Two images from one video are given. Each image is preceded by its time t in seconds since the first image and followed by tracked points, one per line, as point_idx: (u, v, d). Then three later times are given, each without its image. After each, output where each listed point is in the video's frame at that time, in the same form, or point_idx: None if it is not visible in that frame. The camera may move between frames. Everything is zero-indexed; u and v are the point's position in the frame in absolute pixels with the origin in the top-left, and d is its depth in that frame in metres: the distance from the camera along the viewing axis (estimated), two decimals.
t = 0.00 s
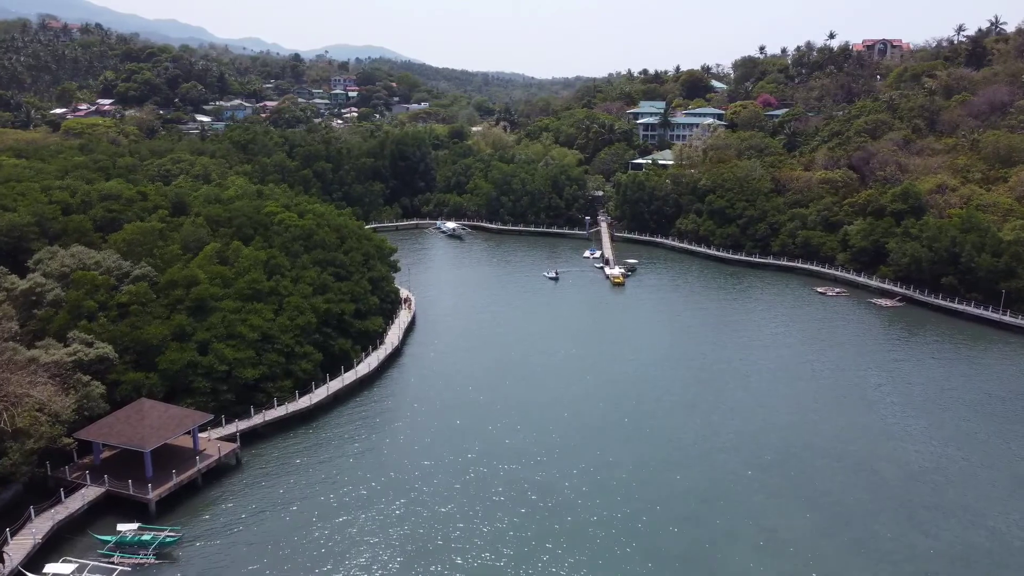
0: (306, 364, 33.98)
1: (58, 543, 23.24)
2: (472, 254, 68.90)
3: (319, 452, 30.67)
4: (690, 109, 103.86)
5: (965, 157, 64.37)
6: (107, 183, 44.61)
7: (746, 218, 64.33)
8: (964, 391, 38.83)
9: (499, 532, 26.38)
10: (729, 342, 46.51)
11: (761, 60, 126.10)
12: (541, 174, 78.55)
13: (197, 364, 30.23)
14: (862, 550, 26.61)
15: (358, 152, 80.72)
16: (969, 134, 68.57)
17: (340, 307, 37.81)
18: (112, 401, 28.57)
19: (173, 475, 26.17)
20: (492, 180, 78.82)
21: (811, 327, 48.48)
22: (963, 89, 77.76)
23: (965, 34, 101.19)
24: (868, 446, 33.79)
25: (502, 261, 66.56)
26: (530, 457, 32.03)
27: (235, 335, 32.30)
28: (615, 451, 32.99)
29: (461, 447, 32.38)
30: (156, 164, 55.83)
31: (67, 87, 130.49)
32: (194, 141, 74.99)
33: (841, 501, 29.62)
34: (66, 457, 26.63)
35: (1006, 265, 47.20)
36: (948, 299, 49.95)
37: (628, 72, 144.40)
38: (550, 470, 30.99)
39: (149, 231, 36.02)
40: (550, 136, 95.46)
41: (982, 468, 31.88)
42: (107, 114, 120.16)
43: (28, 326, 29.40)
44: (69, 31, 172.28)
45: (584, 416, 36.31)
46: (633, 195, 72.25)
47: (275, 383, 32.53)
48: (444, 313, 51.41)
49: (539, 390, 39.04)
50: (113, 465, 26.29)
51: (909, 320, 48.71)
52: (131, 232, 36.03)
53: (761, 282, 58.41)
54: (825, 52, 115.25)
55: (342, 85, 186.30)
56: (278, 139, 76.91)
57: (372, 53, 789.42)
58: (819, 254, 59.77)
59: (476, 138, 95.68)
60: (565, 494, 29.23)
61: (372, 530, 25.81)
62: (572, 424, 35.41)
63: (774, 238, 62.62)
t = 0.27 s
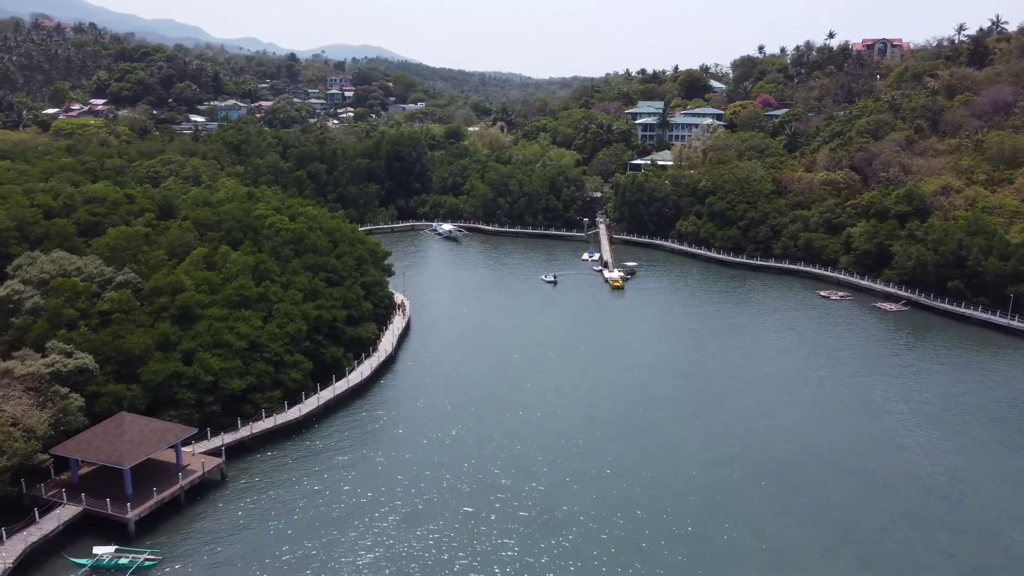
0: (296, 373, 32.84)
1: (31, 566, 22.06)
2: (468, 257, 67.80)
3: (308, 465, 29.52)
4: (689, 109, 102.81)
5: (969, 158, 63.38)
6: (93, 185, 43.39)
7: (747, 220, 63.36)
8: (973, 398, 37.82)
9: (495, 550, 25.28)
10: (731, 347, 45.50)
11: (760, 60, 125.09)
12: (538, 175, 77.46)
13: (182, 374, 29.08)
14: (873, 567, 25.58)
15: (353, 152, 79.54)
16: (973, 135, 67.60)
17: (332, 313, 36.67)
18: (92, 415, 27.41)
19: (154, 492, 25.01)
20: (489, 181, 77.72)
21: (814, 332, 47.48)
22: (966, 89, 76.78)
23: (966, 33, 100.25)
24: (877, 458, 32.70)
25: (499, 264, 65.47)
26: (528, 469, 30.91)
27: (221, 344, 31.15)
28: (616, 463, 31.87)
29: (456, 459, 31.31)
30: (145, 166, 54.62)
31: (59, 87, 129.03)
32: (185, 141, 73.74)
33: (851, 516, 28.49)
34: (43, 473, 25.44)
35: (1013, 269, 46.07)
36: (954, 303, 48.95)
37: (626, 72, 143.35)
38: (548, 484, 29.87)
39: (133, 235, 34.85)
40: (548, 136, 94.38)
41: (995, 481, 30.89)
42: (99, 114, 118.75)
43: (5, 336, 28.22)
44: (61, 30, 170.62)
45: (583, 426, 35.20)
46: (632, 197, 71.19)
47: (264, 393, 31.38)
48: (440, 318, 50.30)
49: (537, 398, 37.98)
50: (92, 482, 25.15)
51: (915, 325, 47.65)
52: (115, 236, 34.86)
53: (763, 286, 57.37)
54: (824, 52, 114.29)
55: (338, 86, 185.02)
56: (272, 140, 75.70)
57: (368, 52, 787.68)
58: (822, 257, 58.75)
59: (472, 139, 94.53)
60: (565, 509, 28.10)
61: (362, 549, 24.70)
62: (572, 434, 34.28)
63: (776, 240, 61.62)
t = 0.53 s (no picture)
0: (287, 383, 31.69)
1: None
2: (467, 259, 66.69)
3: (298, 480, 28.30)
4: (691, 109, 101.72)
5: (976, 159, 62.30)
6: (81, 188, 42.27)
7: (751, 222, 62.31)
8: (987, 408, 36.73)
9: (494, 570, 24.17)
10: (737, 353, 44.39)
11: (761, 59, 124.01)
12: (538, 176, 76.38)
13: (168, 385, 27.96)
14: None
15: (350, 153, 78.42)
16: (980, 135, 66.52)
17: (326, 320, 35.54)
18: (74, 428, 26.30)
19: (137, 511, 23.89)
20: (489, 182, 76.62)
21: (822, 338, 46.35)
22: (972, 89, 75.71)
23: (971, 33, 99.18)
24: (890, 472, 31.55)
25: (499, 266, 64.36)
26: (528, 483, 29.75)
27: (210, 354, 30.03)
28: (619, 477, 30.68)
29: (454, 471, 30.19)
30: (136, 167, 53.49)
31: (54, 86, 127.84)
32: (180, 142, 72.60)
33: (864, 535, 27.35)
34: (20, 490, 24.36)
35: None
36: (964, 308, 47.85)
37: (627, 72, 142.30)
38: (549, 498, 28.70)
39: (119, 240, 33.77)
40: (548, 137, 93.30)
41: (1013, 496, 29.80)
42: (94, 114, 117.61)
43: None
44: (57, 29, 169.35)
45: (585, 437, 34.04)
46: (633, 199, 70.11)
47: (254, 404, 30.24)
48: (438, 323, 49.14)
49: (538, 407, 36.86)
50: (71, 500, 24.07)
51: (924, 330, 46.52)
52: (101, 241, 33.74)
53: (768, 289, 56.24)
54: (827, 51, 113.22)
55: (337, 86, 183.92)
56: (268, 141, 74.58)
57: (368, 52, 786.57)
58: (827, 260, 57.69)
59: (471, 139, 93.43)
60: (565, 526, 26.93)
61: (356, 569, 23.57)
62: (572, 446, 33.13)
63: (780, 242, 60.54)
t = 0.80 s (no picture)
0: (275, 394, 30.50)
1: None
2: (464, 262, 65.56)
3: (286, 496, 27.09)
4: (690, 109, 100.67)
5: (981, 160, 61.29)
6: (66, 191, 41.08)
7: (752, 225, 61.24)
8: (998, 417, 35.72)
9: None
10: (740, 359, 43.32)
11: (761, 59, 123.03)
12: (536, 178, 75.27)
13: (150, 398, 26.79)
14: None
15: (345, 154, 77.26)
16: (984, 136, 65.54)
17: (316, 328, 34.36)
18: (51, 444, 25.15)
19: (114, 533, 22.73)
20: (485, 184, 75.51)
21: (826, 343, 45.29)
22: (975, 89, 74.73)
23: (972, 32, 98.23)
24: (901, 486, 30.44)
25: (496, 269, 63.23)
26: (525, 497, 28.61)
27: (194, 364, 28.86)
28: (620, 489, 29.55)
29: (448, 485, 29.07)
30: (125, 169, 52.30)
31: (47, 86, 126.42)
32: (171, 142, 71.38)
33: (875, 553, 26.24)
34: None
35: None
36: (971, 313, 46.81)
37: (625, 72, 141.26)
38: (547, 512, 27.58)
39: (102, 246, 32.61)
40: (546, 137, 92.17)
41: None
42: (87, 115, 116.30)
43: None
44: (51, 28, 167.83)
45: (585, 447, 32.90)
46: (632, 200, 69.01)
47: (240, 417, 29.06)
48: (433, 327, 48.01)
49: (536, 415, 35.76)
50: (45, 521, 22.91)
51: (931, 336, 45.44)
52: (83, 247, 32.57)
53: (770, 293, 55.16)
54: (827, 51, 112.22)
55: (333, 85, 182.59)
56: (261, 141, 73.40)
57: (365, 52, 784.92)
58: (830, 263, 56.62)
59: (468, 140, 92.27)
60: (563, 543, 25.78)
61: None
62: (572, 456, 31.99)
63: (782, 245, 59.47)
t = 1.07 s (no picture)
0: (260, 408, 29.23)
1: None
2: (457, 265, 64.41)
3: (269, 515, 25.89)
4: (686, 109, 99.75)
5: (981, 161, 60.47)
6: (44, 194, 39.78)
7: (750, 227, 60.26)
8: (1006, 426, 34.75)
9: None
10: (740, 365, 42.30)
11: (757, 58, 122.20)
12: (530, 179, 74.19)
13: (126, 412, 25.55)
14: None
15: (336, 155, 76.03)
16: (983, 137, 64.77)
17: (303, 336, 33.18)
18: (21, 462, 23.92)
19: (86, 558, 21.51)
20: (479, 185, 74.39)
21: (827, 348, 44.31)
22: (974, 89, 73.97)
23: (969, 32, 97.58)
24: (907, 500, 29.44)
25: (490, 273, 62.10)
26: (519, 512, 27.52)
27: (174, 376, 27.61)
28: (617, 504, 28.48)
29: (440, 500, 27.92)
30: (109, 171, 51.00)
31: (35, 86, 124.71)
32: (159, 143, 70.04)
33: (882, 571, 25.26)
34: None
35: None
36: (975, 317, 45.89)
37: (620, 72, 140.35)
38: (543, 529, 26.51)
39: (79, 252, 31.40)
40: (540, 138, 91.09)
41: None
42: (76, 115, 114.77)
43: None
44: (39, 28, 165.90)
45: (581, 458, 31.82)
46: (628, 202, 67.94)
47: (222, 431, 27.83)
48: (425, 333, 46.82)
49: (531, 425, 34.67)
50: (13, 545, 21.69)
51: (933, 341, 44.51)
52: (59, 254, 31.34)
53: (769, 296, 54.17)
54: (824, 51, 111.48)
55: (326, 85, 181.30)
56: (251, 142, 72.13)
57: (359, 52, 782.83)
58: (830, 266, 55.70)
59: (462, 140, 91.10)
60: (558, 562, 24.70)
61: None
62: (568, 468, 30.92)
63: (781, 248, 58.51)
